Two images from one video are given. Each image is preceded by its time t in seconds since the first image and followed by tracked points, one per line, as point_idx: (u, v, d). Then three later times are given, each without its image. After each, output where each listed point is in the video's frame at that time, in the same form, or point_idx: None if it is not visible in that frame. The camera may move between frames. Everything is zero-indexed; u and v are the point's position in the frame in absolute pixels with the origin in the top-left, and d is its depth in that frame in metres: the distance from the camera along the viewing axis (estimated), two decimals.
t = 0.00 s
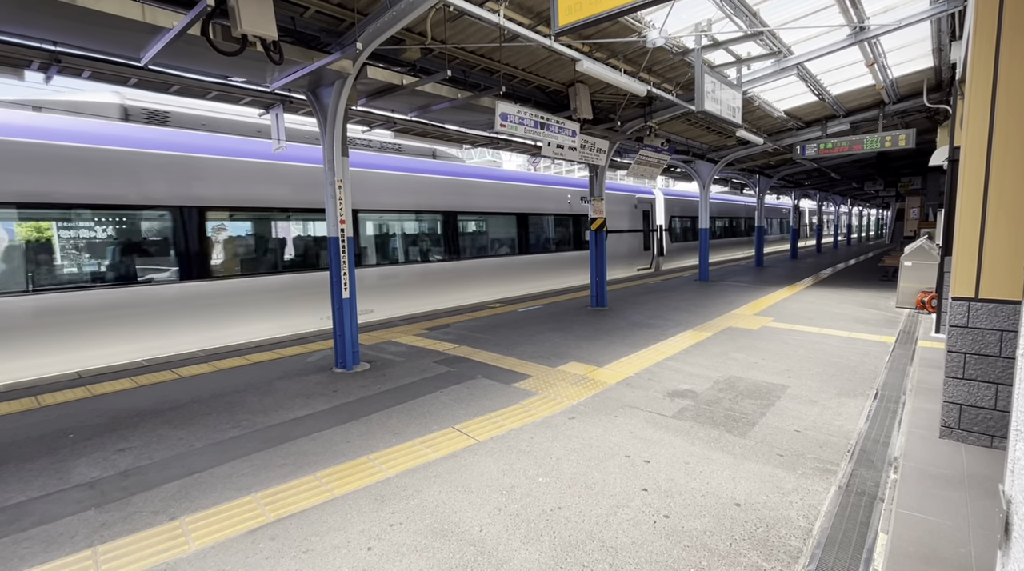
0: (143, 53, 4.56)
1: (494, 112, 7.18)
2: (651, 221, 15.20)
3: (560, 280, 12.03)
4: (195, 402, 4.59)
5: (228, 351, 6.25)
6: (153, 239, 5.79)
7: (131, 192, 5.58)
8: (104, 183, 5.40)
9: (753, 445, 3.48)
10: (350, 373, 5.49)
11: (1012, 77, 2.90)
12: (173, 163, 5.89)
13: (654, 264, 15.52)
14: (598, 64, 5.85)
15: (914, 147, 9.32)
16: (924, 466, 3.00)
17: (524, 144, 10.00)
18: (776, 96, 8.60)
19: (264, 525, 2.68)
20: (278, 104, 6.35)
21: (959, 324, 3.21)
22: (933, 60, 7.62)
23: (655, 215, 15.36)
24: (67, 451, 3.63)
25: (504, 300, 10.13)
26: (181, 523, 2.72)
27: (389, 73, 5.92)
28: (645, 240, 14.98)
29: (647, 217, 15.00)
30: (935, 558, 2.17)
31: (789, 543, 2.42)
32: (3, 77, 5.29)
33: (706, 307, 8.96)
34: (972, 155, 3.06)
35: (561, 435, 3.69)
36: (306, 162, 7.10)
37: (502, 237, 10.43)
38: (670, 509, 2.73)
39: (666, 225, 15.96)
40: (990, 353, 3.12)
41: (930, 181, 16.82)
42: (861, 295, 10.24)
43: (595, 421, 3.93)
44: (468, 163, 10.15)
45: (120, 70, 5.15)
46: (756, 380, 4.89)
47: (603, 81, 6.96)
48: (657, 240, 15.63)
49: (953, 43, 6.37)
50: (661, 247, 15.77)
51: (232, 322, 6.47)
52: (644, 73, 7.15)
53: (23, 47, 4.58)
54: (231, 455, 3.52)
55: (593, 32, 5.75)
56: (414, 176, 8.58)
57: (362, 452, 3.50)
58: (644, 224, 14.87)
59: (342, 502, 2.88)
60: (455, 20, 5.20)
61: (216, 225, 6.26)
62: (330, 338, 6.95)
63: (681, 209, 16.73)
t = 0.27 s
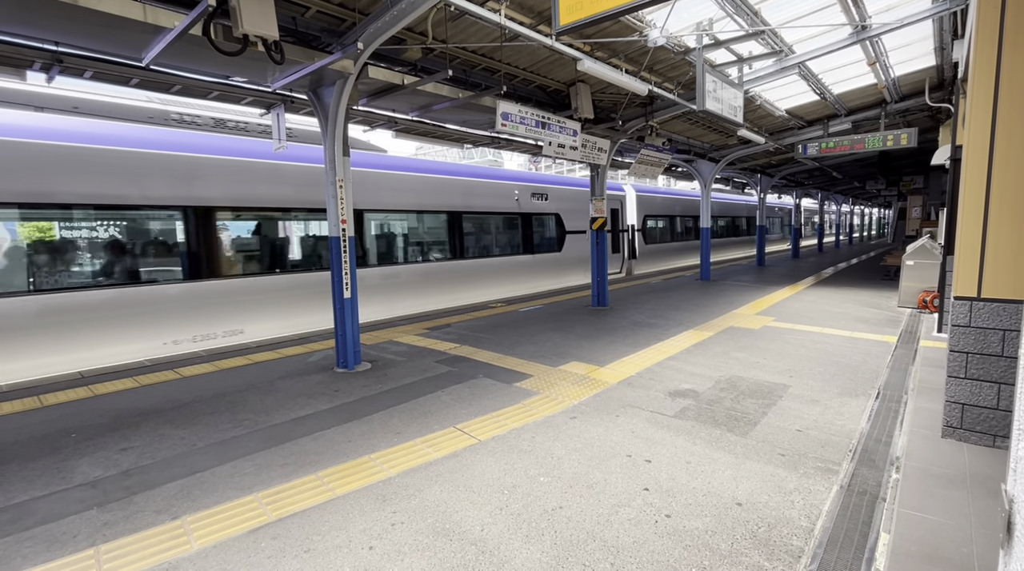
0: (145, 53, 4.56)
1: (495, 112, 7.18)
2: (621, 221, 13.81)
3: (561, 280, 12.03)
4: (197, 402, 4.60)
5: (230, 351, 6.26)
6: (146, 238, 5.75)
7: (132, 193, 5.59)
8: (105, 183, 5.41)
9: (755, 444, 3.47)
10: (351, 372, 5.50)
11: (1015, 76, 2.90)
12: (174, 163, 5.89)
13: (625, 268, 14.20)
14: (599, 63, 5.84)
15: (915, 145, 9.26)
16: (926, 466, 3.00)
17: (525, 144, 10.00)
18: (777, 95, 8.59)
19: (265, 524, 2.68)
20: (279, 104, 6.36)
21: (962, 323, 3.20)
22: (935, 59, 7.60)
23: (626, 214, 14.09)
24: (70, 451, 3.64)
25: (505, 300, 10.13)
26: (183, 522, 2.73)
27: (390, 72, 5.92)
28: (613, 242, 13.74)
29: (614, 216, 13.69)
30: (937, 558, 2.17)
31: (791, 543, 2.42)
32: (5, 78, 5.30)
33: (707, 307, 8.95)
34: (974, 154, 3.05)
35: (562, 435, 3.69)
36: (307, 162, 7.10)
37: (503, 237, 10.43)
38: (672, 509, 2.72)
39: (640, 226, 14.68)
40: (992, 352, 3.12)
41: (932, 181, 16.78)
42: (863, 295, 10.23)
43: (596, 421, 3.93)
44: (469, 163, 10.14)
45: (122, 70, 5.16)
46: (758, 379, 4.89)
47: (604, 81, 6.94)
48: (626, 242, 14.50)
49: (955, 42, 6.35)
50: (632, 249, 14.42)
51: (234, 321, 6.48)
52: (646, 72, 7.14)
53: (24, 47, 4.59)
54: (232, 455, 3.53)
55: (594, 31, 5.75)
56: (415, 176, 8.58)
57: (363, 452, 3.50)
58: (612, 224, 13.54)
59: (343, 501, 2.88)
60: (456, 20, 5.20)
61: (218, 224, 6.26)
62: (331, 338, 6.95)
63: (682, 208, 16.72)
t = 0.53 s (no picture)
0: (147, 53, 4.57)
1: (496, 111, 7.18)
2: (582, 222, 12.40)
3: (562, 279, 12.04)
4: (199, 401, 4.61)
5: (232, 351, 6.27)
6: (148, 238, 5.76)
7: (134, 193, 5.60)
8: (108, 184, 5.42)
9: (757, 444, 3.47)
10: (353, 372, 5.51)
11: (1018, 75, 2.89)
12: (176, 163, 5.90)
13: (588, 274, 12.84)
14: (601, 62, 5.84)
15: (918, 143, 9.21)
16: (928, 465, 2.99)
17: (527, 143, 10.00)
18: (779, 94, 8.58)
19: (267, 524, 2.69)
20: (281, 104, 6.37)
21: (964, 323, 3.20)
22: (938, 58, 7.57)
23: (588, 213, 12.60)
24: (73, 450, 3.65)
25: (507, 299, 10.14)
26: (186, 521, 2.74)
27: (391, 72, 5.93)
28: (574, 245, 12.18)
29: (574, 215, 12.23)
30: (940, 558, 2.17)
31: (793, 542, 2.42)
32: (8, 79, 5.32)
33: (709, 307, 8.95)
34: (977, 154, 3.05)
35: (564, 435, 3.69)
36: (309, 162, 7.11)
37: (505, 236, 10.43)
38: (673, 508, 2.73)
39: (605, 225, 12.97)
40: (994, 352, 3.11)
41: (935, 180, 16.74)
42: (866, 294, 10.21)
43: (598, 420, 3.93)
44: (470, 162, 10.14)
45: (124, 70, 5.17)
46: (760, 379, 4.88)
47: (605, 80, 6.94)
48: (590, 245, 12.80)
49: (958, 41, 6.33)
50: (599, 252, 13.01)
51: (236, 321, 6.49)
52: (647, 71, 7.14)
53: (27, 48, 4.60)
54: (235, 454, 3.53)
55: (596, 31, 5.74)
56: (417, 176, 8.59)
57: (365, 451, 3.51)
58: (573, 224, 12.16)
59: (345, 501, 2.88)
60: (457, 19, 5.20)
61: (220, 225, 6.26)
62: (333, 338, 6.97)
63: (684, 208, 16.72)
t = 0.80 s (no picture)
0: (149, 54, 4.58)
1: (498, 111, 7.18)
2: (532, 222, 10.98)
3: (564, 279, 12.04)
4: (201, 401, 4.62)
5: (234, 351, 6.28)
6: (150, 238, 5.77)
7: (136, 193, 5.61)
8: (110, 183, 5.43)
9: (759, 444, 3.47)
10: (355, 371, 5.52)
11: (1020, 74, 2.88)
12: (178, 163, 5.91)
13: (539, 282, 11.36)
14: (602, 62, 5.83)
15: (920, 143, 9.19)
16: (931, 465, 2.99)
17: (528, 143, 10.00)
18: (781, 94, 8.56)
19: (269, 523, 2.70)
20: (283, 104, 6.38)
21: (967, 323, 3.19)
22: (941, 56, 7.55)
23: (539, 210, 11.09)
24: (76, 450, 3.66)
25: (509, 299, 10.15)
26: (188, 520, 2.74)
27: (393, 72, 5.93)
28: (518, 249, 10.64)
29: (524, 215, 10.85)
30: (942, 558, 2.16)
31: (795, 542, 2.42)
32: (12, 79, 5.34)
33: (710, 306, 8.94)
34: (979, 153, 3.04)
35: (565, 434, 3.69)
36: (311, 162, 7.12)
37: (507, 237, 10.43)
38: (675, 508, 2.73)
39: (563, 228, 11.79)
40: (998, 351, 3.10)
41: (937, 179, 16.69)
42: (868, 294, 10.19)
43: (599, 420, 3.93)
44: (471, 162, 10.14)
45: (127, 71, 5.18)
46: (761, 378, 4.88)
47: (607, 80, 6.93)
48: (539, 248, 11.22)
49: (961, 39, 6.31)
50: (552, 255, 11.72)
51: (238, 321, 6.51)
52: (649, 70, 7.13)
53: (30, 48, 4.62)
54: (237, 454, 3.54)
55: (597, 30, 5.74)
56: (418, 176, 8.59)
57: (367, 451, 3.52)
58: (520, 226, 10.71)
59: (347, 501, 2.88)
60: (458, 19, 5.20)
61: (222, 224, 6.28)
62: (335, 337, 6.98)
63: (686, 207, 16.70)
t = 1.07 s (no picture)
0: (151, 54, 4.59)
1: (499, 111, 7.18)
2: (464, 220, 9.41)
3: (566, 279, 12.04)
4: (204, 400, 4.63)
5: (236, 351, 6.29)
6: (152, 238, 5.77)
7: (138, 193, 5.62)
8: (111, 183, 5.44)
9: (761, 443, 3.46)
10: (357, 371, 5.53)
11: None
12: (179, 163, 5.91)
13: (472, 292, 9.76)
14: (604, 62, 5.83)
15: (923, 142, 9.17)
16: (933, 465, 2.98)
17: (530, 143, 10.01)
18: (783, 93, 8.54)
19: (271, 523, 2.70)
20: (285, 104, 6.39)
21: (970, 322, 3.18)
22: (944, 55, 7.52)
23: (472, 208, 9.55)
24: (79, 450, 3.67)
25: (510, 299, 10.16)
26: (190, 520, 2.75)
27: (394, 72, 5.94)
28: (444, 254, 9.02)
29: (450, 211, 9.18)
30: (945, 558, 2.15)
31: (797, 542, 2.41)
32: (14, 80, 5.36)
33: (712, 306, 8.93)
34: (982, 153, 3.03)
35: (567, 434, 3.69)
36: (313, 163, 7.13)
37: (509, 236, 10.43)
38: (677, 508, 2.72)
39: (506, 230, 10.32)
40: (1000, 351, 3.09)
41: (940, 178, 16.65)
42: (870, 293, 10.17)
43: (601, 420, 3.93)
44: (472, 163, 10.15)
45: (129, 71, 5.19)
46: (763, 378, 4.87)
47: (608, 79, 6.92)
48: (471, 252, 9.63)
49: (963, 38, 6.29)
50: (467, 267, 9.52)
51: (240, 321, 6.52)
52: (650, 70, 7.12)
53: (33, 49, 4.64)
54: (239, 454, 3.55)
55: (599, 30, 5.73)
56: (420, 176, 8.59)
57: (368, 451, 3.52)
58: (450, 222, 9.19)
59: (349, 501, 2.89)
60: (460, 19, 5.20)
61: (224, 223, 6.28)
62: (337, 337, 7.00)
63: (688, 207, 16.69)
